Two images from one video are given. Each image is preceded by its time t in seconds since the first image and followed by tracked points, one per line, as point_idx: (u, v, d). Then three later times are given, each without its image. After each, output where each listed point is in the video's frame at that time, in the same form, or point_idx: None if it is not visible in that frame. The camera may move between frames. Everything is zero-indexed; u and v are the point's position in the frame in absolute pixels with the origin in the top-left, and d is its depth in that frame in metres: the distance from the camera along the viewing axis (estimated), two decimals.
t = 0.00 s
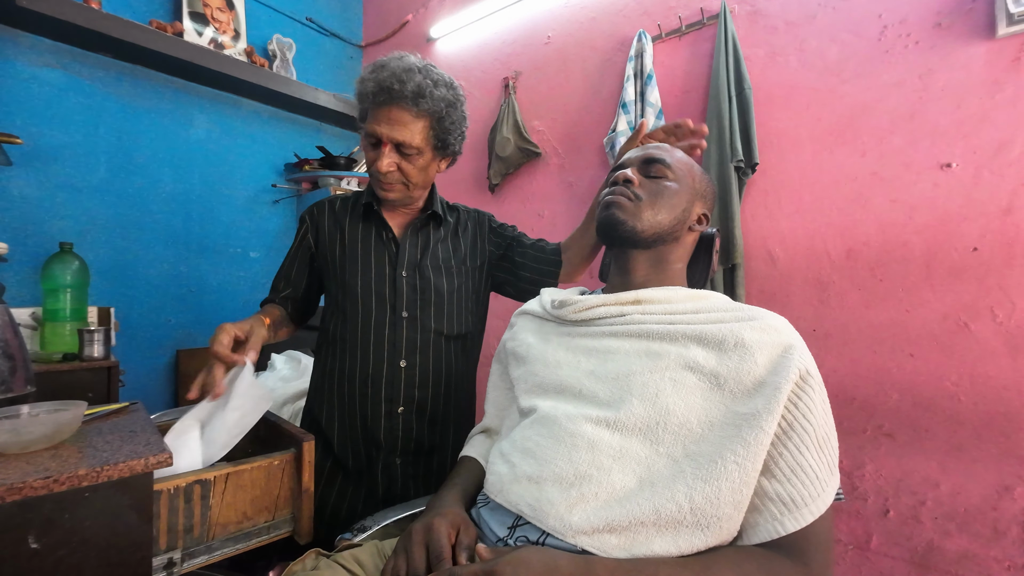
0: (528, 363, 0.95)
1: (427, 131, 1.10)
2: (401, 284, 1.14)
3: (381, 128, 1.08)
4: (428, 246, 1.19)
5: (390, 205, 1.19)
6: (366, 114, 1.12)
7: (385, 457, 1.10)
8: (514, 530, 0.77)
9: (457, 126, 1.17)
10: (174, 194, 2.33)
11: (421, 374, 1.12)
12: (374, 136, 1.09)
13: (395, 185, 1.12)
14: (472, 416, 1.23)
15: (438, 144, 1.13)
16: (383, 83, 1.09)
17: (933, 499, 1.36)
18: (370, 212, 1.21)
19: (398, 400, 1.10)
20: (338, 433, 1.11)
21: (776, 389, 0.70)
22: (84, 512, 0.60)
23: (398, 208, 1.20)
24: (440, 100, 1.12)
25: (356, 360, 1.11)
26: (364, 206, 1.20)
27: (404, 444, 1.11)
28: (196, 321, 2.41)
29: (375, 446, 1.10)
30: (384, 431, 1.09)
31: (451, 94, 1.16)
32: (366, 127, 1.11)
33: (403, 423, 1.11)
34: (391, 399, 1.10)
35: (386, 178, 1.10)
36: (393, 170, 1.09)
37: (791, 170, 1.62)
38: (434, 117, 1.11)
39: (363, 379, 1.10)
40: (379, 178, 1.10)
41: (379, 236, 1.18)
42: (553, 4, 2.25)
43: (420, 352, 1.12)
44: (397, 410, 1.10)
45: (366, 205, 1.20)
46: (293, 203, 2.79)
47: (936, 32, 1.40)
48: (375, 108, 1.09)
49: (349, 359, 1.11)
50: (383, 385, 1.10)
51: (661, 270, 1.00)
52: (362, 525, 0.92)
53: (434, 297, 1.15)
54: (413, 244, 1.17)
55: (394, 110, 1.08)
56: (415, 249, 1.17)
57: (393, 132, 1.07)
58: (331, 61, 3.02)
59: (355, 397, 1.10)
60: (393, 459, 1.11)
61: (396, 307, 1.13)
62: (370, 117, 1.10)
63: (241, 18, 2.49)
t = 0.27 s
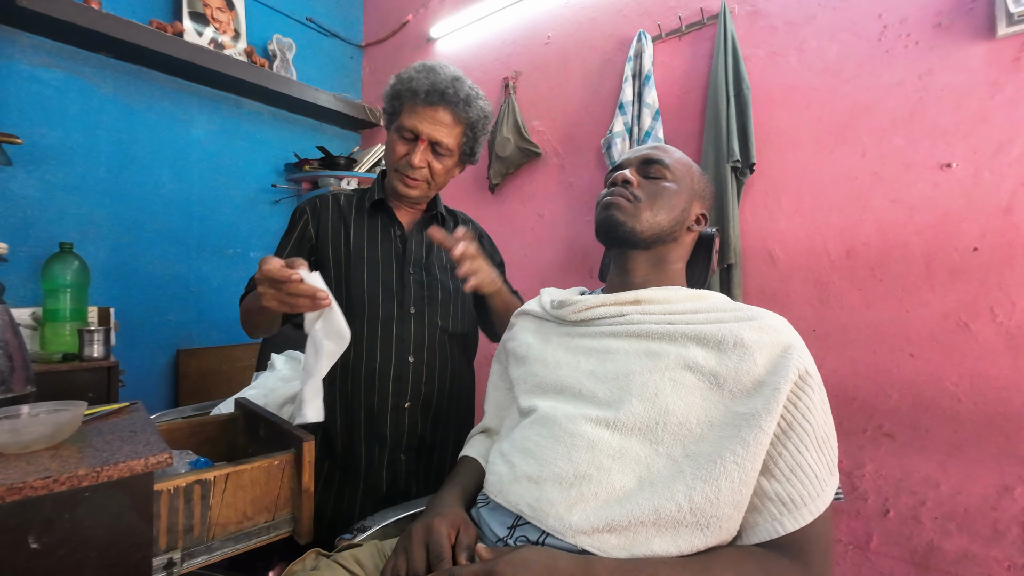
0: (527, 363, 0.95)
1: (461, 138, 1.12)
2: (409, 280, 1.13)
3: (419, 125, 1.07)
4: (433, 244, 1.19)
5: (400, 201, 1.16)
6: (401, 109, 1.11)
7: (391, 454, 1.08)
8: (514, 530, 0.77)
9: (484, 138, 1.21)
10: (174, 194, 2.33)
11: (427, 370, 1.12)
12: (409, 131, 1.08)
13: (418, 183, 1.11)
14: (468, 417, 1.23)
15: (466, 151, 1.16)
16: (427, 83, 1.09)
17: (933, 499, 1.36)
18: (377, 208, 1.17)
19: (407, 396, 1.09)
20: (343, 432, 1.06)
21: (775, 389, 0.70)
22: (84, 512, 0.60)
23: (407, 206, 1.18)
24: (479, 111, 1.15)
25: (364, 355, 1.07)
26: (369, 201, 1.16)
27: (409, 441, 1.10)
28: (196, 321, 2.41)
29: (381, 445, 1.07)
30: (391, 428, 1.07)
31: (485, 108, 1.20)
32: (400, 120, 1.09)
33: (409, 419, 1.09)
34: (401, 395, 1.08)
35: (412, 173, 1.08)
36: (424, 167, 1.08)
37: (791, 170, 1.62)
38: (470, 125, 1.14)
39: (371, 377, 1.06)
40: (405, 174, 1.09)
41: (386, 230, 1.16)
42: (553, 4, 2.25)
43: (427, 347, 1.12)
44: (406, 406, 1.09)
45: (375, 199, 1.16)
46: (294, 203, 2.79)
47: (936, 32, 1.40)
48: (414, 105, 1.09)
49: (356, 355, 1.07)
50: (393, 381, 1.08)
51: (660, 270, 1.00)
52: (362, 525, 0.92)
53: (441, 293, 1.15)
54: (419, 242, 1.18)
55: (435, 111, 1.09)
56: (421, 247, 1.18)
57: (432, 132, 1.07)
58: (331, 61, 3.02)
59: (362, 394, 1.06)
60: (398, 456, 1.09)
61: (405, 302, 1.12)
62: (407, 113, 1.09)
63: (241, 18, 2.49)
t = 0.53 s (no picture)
0: (527, 363, 0.95)
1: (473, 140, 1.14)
2: (408, 279, 1.10)
3: (441, 125, 1.07)
4: (432, 244, 1.18)
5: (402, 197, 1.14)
6: (419, 104, 1.09)
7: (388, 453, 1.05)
8: (514, 530, 0.77)
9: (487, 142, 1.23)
10: (174, 194, 2.33)
11: (426, 370, 1.09)
12: (430, 129, 1.07)
13: (429, 183, 1.10)
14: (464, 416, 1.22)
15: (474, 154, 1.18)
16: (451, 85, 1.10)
17: (933, 499, 1.36)
18: (378, 206, 1.14)
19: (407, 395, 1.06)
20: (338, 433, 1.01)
21: (775, 389, 0.70)
22: (84, 512, 0.60)
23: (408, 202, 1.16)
24: (489, 115, 1.18)
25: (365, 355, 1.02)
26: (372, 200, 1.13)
27: (407, 440, 1.07)
28: (195, 321, 2.41)
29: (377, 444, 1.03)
30: (390, 427, 1.04)
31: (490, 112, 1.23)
32: (419, 116, 1.08)
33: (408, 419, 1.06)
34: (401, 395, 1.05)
35: (428, 171, 1.08)
36: (441, 166, 1.08)
37: (791, 171, 1.62)
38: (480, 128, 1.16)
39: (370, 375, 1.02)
40: (419, 171, 1.08)
41: (387, 228, 1.13)
42: (553, 4, 2.25)
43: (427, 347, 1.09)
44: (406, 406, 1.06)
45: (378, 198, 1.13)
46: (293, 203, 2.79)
47: (936, 32, 1.40)
48: (436, 104, 1.09)
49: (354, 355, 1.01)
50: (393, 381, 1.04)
51: (661, 270, 1.00)
52: (362, 525, 0.92)
53: (440, 291, 1.14)
54: (418, 240, 1.16)
55: (457, 115, 1.10)
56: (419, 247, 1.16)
57: (453, 135, 1.08)
58: (331, 61, 3.02)
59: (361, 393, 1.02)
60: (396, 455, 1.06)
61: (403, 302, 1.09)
62: (427, 111, 1.08)
63: (241, 18, 2.49)
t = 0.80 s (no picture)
0: (527, 363, 0.95)
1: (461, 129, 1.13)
2: (407, 279, 1.08)
3: (430, 116, 1.05)
4: (426, 241, 1.18)
5: (396, 193, 1.13)
6: (404, 96, 1.07)
7: (392, 457, 1.00)
8: (514, 530, 0.77)
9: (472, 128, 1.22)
10: (174, 194, 2.33)
11: (431, 370, 1.05)
12: (419, 121, 1.05)
13: (424, 176, 1.09)
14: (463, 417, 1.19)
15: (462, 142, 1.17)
16: (434, 74, 1.08)
17: (933, 499, 1.36)
18: (371, 204, 1.12)
19: (411, 396, 1.02)
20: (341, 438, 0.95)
21: (775, 389, 0.70)
22: (84, 512, 0.60)
23: (402, 197, 1.15)
24: (473, 101, 1.17)
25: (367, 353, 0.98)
26: (365, 196, 1.11)
27: (412, 443, 1.03)
28: (195, 321, 2.41)
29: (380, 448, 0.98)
30: (395, 430, 1.00)
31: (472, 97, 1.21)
32: (405, 109, 1.05)
33: (412, 420, 1.02)
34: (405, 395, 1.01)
35: (423, 164, 1.07)
36: (436, 158, 1.07)
37: (791, 171, 1.62)
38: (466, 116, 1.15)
39: (372, 376, 0.96)
40: (413, 166, 1.06)
41: (381, 227, 1.11)
42: (553, 4, 2.25)
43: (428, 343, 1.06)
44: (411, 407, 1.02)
45: (370, 195, 1.11)
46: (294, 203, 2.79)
47: (936, 32, 1.40)
48: (421, 95, 1.06)
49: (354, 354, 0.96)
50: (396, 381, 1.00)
51: (661, 270, 1.00)
52: (362, 525, 0.92)
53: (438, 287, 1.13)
54: (414, 237, 1.15)
55: (445, 104, 1.08)
56: (415, 245, 1.15)
57: (443, 125, 1.06)
58: (331, 62, 3.02)
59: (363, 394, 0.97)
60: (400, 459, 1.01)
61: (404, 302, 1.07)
62: (413, 102, 1.06)
63: (241, 18, 2.49)
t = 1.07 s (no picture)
0: (527, 363, 0.95)
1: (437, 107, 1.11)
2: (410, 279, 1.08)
3: (403, 101, 1.03)
4: (423, 240, 1.18)
5: (391, 186, 1.12)
6: (371, 87, 1.05)
7: (403, 458, 0.99)
8: (514, 530, 0.77)
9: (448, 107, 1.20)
10: (174, 194, 2.33)
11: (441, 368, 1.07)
12: (393, 109, 1.03)
13: (412, 162, 1.07)
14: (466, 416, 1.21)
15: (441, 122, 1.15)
16: (395, 57, 1.05)
17: (933, 498, 1.36)
18: (365, 201, 1.10)
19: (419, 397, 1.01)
20: (351, 441, 0.94)
21: (775, 389, 0.70)
22: (84, 511, 0.60)
23: (397, 189, 1.13)
24: (442, 78, 1.14)
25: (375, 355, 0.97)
26: (358, 194, 1.08)
27: (421, 443, 1.02)
28: (195, 321, 2.40)
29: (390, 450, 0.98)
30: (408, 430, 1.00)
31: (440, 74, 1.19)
32: (376, 101, 1.04)
33: (421, 420, 1.02)
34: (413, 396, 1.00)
35: (409, 150, 1.05)
36: (420, 142, 1.05)
37: (791, 171, 1.62)
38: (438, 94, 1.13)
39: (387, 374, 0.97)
40: (400, 155, 1.05)
41: (380, 225, 1.09)
42: (553, 4, 2.25)
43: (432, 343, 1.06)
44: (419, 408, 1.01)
45: (363, 192, 1.08)
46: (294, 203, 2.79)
47: (936, 32, 1.40)
48: (388, 81, 1.04)
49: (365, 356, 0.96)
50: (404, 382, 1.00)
51: (661, 270, 1.00)
52: (362, 526, 0.91)
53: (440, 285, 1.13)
54: (411, 234, 1.14)
55: (415, 85, 1.06)
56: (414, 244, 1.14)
57: (418, 107, 1.04)
58: (331, 61, 3.02)
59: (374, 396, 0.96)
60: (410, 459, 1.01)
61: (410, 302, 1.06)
62: (382, 91, 1.04)
63: (241, 18, 2.49)
